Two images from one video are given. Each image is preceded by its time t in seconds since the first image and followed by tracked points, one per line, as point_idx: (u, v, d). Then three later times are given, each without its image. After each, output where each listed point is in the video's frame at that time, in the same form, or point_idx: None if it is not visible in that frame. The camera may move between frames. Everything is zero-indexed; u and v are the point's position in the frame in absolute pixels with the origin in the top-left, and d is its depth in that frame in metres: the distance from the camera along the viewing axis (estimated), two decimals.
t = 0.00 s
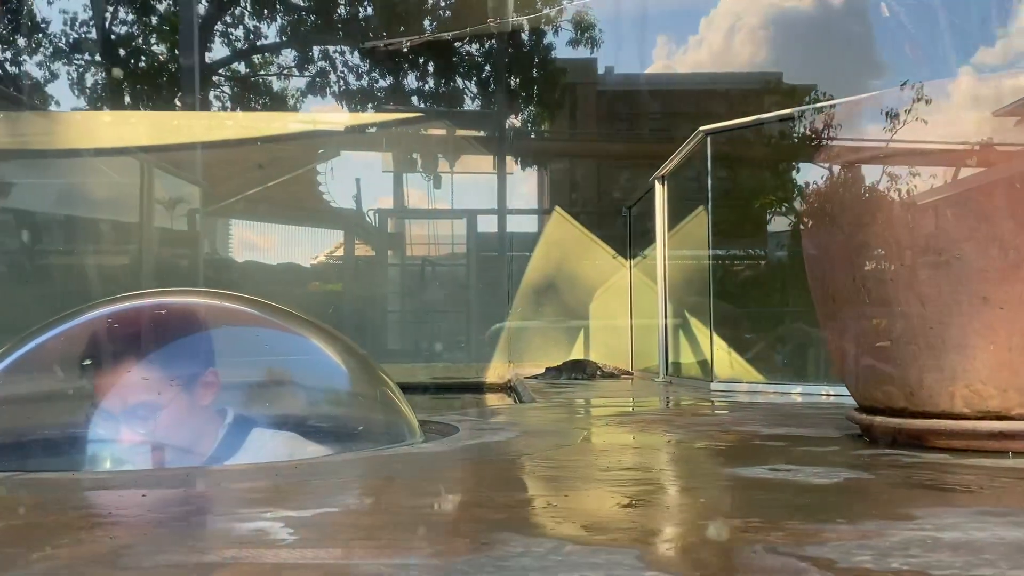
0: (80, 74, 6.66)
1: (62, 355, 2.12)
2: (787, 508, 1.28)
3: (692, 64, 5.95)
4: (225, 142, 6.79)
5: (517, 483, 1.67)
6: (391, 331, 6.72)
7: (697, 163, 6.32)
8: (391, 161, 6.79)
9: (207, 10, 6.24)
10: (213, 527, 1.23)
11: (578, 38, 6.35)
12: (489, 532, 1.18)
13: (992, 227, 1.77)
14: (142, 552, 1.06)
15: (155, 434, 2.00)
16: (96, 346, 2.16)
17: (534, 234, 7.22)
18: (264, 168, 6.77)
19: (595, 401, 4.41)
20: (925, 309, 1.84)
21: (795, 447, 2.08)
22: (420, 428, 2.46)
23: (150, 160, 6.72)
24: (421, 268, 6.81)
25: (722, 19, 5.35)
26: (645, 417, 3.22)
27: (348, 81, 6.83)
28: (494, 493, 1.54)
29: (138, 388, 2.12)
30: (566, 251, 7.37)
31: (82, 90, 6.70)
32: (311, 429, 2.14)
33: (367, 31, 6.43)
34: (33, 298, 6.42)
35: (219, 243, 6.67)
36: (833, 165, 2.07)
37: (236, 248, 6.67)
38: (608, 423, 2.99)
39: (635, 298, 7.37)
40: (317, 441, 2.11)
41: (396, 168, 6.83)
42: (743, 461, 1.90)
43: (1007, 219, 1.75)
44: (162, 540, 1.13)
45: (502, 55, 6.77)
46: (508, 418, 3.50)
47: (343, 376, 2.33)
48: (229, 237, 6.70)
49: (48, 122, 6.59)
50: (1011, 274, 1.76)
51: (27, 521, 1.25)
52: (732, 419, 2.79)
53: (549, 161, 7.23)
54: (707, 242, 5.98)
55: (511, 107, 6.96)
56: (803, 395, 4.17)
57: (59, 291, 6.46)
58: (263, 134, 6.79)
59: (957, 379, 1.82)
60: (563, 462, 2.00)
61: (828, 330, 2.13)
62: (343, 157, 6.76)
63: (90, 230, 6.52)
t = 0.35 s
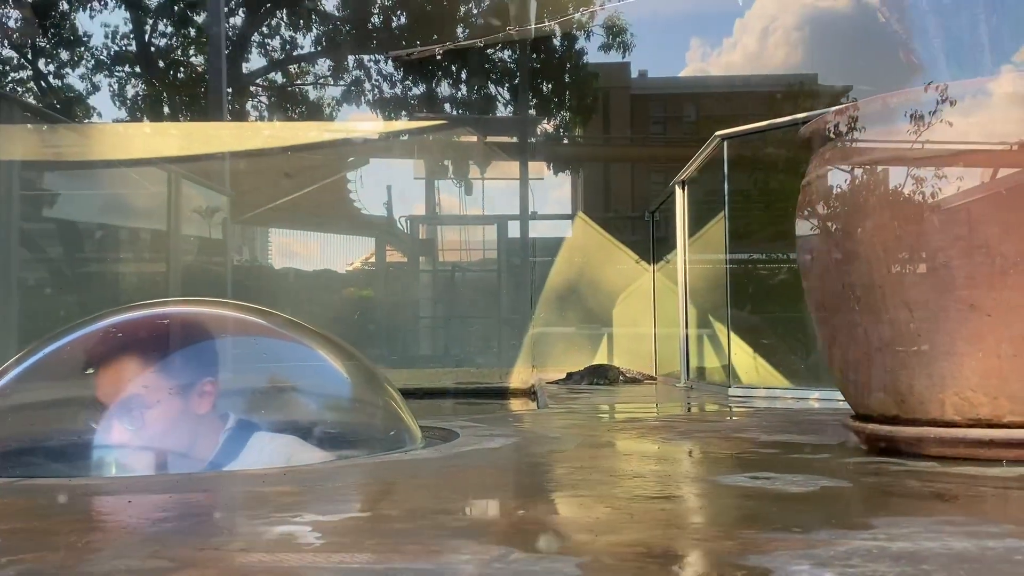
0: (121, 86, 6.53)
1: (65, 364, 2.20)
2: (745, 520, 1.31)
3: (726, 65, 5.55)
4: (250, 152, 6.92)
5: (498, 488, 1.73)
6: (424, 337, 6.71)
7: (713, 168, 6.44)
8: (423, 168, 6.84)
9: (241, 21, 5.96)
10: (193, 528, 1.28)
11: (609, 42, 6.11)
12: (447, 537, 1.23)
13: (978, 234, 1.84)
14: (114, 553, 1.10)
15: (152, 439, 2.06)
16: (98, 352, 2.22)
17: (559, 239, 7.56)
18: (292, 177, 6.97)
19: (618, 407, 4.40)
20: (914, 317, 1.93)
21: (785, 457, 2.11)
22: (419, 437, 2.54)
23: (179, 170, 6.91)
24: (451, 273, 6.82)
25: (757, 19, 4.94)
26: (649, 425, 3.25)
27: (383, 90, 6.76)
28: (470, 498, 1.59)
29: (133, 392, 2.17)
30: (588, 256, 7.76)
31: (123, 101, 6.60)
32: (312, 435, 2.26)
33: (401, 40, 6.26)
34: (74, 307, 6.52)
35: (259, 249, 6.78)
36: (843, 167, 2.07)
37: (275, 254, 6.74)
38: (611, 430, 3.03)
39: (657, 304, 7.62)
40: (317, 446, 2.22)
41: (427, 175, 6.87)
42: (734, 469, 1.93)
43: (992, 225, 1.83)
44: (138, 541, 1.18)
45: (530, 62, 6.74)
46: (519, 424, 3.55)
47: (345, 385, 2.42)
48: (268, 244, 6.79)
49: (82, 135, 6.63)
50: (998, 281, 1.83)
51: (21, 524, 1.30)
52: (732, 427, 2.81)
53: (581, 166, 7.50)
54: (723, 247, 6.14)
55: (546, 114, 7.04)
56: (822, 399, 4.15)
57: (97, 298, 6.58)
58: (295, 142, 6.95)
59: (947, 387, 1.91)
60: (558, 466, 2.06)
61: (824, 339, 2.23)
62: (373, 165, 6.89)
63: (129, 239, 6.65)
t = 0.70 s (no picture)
0: (147, 96, 6.45)
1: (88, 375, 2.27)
2: (730, 532, 1.36)
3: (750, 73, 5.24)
4: (273, 163, 7.07)
5: (498, 497, 1.78)
6: (444, 344, 6.83)
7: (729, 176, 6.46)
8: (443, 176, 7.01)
9: (265, 33, 5.80)
10: (201, 536, 1.34)
11: (631, 50, 6.02)
12: (438, 545, 1.29)
13: (972, 249, 1.90)
14: (125, 560, 1.16)
15: (165, 446, 2.11)
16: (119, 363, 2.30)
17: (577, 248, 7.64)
18: (313, 187, 7.10)
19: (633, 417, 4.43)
20: (909, 332, 1.99)
21: (784, 471, 2.14)
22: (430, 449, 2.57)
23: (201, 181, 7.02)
24: (472, 282, 6.96)
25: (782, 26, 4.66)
26: (659, 435, 3.28)
27: (405, 98, 6.66)
28: (469, 507, 1.65)
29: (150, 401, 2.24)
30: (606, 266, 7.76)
31: (149, 111, 6.56)
32: (324, 444, 2.30)
33: (424, 48, 6.13)
34: (101, 314, 6.69)
35: (282, 257, 6.89)
36: (860, 176, 2.10)
37: (298, 261, 6.87)
38: (619, 440, 3.06)
39: (675, 313, 7.56)
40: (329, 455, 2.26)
41: (447, 183, 7.03)
42: (735, 482, 1.96)
43: (984, 240, 1.89)
44: (148, 549, 1.23)
45: (549, 69, 6.57)
46: (529, 433, 3.60)
47: (357, 396, 2.48)
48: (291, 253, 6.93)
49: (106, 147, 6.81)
50: (991, 296, 1.89)
51: (40, 532, 1.36)
52: (738, 438, 2.83)
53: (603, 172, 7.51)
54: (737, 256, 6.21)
55: (567, 121, 6.88)
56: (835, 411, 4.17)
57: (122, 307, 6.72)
58: (318, 153, 7.07)
59: (943, 402, 1.97)
60: (562, 476, 2.11)
61: (826, 353, 2.30)
62: (393, 174, 7.00)
63: (153, 247, 6.79)
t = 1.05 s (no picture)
0: (167, 102, 6.67)
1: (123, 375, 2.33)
2: (747, 528, 1.40)
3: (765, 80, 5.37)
4: (293, 169, 7.12)
5: (519, 496, 1.84)
6: (460, 349, 6.91)
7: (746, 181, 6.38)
8: (461, 182, 7.08)
9: (285, 40, 6.06)
10: (239, 529, 1.40)
11: (647, 57, 6.08)
12: (464, 539, 1.34)
13: (982, 258, 1.93)
14: (170, 550, 1.22)
15: (200, 449, 2.20)
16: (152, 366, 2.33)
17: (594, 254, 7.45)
18: (334, 195, 7.13)
19: (651, 421, 4.46)
20: (921, 339, 2.02)
21: (801, 473, 2.18)
22: (453, 449, 2.68)
23: (227, 189, 7.11)
24: (488, 287, 7.02)
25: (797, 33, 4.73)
26: (676, 438, 3.31)
27: (422, 105, 6.81)
28: (493, 504, 1.71)
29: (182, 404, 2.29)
30: (622, 272, 7.57)
31: (169, 117, 6.79)
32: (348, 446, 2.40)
33: (442, 56, 6.34)
34: (125, 318, 6.78)
35: (300, 262, 6.97)
36: (877, 184, 2.14)
37: (315, 266, 6.96)
38: (637, 444, 3.10)
39: (691, 318, 7.47)
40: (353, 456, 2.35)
41: (464, 189, 7.11)
42: (752, 483, 2.00)
43: (996, 250, 1.92)
44: (191, 540, 1.29)
45: (567, 75, 6.70)
46: (547, 436, 3.66)
47: (380, 398, 2.54)
48: (308, 257, 6.99)
49: (130, 155, 6.96)
50: (1001, 305, 1.92)
51: (86, 524, 1.43)
52: (755, 441, 2.86)
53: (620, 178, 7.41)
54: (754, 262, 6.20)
55: (583, 128, 7.04)
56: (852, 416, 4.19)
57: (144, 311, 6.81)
58: (335, 160, 7.13)
59: (954, 407, 2.00)
60: (581, 475, 2.16)
61: (840, 357, 2.33)
62: (411, 180, 7.05)
63: (176, 252, 6.89)
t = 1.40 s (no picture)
0: (181, 106, 6.81)
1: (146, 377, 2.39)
2: (767, 528, 1.41)
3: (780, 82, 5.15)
4: (305, 172, 7.19)
5: (538, 496, 1.85)
6: (472, 352, 6.92)
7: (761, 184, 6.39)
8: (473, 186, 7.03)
9: (297, 43, 6.14)
10: (263, 526, 1.42)
11: (660, 59, 6.17)
12: (487, 537, 1.36)
13: (1000, 261, 1.93)
14: (198, 545, 1.24)
15: (230, 452, 2.23)
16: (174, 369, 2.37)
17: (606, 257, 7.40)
18: (347, 198, 7.15)
19: (665, 425, 4.45)
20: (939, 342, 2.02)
21: (820, 475, 2.18)
22: (471, 451, 2.70)
23: (241, 192, 7.15)
24: (500, 291, 7.04)
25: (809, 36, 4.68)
26: (691, 441, 3.31)
27: (434, 109, 7.02)
28: (512, 504, 1.72)
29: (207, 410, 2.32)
30: (635, 276, 7.64)
31: (182, 120, 6.91)
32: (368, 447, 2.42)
33: (453, 59, 6.43)
34: (138, 320, 6.78)
35: (312, 265, 7.01)
36: (893, 188, 2.14)
37: (326, 268, 6.98)
38: (653, 447, 3.10)
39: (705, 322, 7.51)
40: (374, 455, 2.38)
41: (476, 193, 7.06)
42: (771, 485, 2.00)
43: (1014, 253, 1.91)
44: (217, 536, 1.32)
45: (580, 79, 6.87)
46: (562, 439, 3.66)
47: (398, 399, 2.57)
48: (320, 260, 7.03)
49: (144, 157, 6.96)
50: (1019, 308, 1.91)
51: (113, 520, 1.45)
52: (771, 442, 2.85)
53: (631, 182, 7.38)
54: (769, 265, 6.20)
55: (597, 132, 7.09)
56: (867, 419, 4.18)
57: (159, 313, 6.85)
58: (349, 163, 7.18)
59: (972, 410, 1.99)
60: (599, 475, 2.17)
61: (858, 359, 2.33)
62: (425, 183, 7.04)
63: (189, 255, 6.88)
